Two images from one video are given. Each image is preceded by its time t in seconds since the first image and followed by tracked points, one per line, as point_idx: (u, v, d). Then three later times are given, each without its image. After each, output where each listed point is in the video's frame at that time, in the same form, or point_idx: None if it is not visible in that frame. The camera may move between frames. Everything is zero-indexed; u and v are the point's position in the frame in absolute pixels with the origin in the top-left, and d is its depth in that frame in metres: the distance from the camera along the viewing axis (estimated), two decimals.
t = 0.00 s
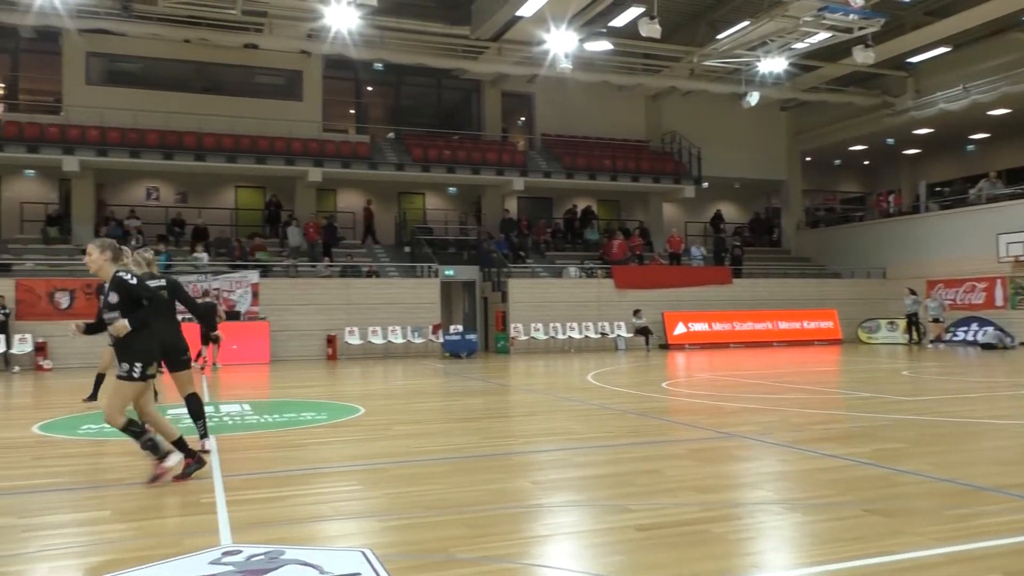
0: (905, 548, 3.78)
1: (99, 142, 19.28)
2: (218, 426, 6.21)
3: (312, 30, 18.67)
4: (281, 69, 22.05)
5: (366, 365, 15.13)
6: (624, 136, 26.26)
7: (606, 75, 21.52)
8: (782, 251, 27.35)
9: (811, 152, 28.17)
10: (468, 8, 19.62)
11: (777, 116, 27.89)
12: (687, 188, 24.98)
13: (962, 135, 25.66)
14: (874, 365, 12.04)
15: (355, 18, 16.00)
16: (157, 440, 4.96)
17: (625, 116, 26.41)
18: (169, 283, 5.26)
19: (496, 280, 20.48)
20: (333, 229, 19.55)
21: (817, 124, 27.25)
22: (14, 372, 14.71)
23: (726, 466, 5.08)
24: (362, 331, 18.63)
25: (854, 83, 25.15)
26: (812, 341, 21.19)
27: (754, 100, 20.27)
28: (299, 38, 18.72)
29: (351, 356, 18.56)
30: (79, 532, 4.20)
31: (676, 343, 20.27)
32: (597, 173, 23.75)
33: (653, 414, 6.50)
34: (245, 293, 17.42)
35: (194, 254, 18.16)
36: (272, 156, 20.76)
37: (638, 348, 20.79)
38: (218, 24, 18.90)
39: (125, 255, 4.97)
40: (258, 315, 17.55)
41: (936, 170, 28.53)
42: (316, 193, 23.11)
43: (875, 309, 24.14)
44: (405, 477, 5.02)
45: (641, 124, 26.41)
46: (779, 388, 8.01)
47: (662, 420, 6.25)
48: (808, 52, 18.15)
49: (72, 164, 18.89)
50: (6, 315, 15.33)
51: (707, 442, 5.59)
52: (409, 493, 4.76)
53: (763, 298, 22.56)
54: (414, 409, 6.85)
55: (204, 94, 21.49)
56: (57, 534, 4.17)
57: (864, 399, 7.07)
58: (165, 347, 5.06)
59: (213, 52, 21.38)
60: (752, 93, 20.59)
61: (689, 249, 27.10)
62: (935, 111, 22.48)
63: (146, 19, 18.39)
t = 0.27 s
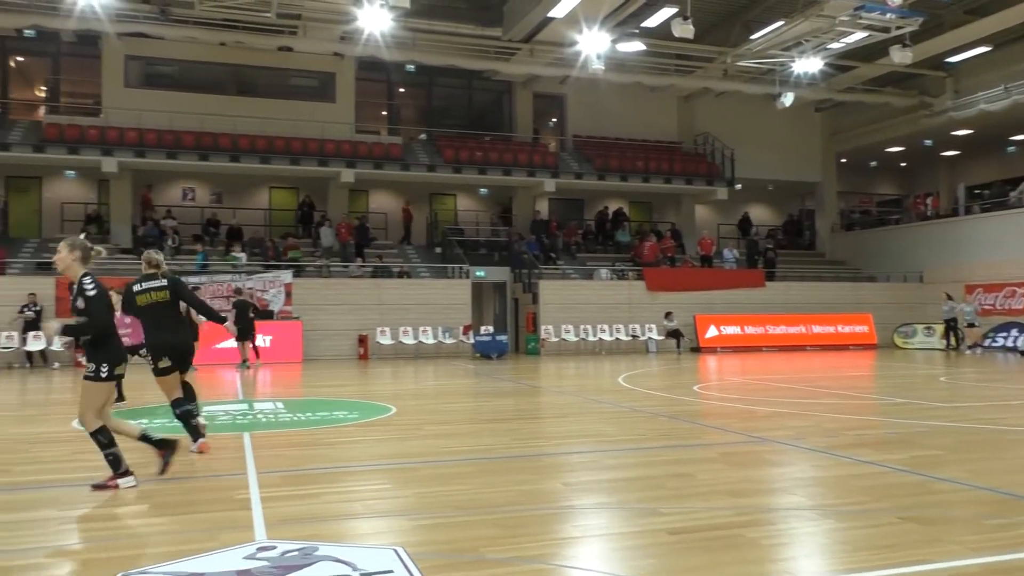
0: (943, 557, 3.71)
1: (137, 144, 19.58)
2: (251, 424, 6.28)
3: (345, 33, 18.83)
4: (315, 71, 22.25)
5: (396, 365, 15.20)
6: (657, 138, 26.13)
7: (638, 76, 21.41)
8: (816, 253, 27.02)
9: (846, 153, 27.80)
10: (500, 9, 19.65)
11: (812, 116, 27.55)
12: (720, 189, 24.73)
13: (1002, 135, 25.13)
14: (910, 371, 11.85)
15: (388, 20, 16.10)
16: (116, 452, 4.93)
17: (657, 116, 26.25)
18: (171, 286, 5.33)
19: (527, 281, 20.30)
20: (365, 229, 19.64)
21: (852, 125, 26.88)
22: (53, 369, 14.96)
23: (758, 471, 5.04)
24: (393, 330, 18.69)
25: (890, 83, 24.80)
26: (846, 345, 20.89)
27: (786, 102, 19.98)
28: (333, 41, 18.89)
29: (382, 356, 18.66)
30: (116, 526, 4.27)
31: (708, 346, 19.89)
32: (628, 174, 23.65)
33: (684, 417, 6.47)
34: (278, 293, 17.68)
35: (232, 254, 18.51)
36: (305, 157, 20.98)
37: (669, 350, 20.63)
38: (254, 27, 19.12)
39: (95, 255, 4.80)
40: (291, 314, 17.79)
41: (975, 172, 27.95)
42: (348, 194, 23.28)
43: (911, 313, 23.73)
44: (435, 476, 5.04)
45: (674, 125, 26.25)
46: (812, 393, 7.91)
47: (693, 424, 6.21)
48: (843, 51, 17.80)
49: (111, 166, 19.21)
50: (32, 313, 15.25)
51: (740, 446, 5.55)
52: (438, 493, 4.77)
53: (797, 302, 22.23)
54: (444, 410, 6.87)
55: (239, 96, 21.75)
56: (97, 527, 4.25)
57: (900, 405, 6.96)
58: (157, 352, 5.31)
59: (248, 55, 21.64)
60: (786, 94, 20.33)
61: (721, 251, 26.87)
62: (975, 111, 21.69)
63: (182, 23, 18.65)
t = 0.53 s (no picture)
0: (987, 564, 3.64)
1: (175, 148, 19.89)
2: (286, 424, 6.37)
3: (379, 36, 18.95)
4: (349, 74, 22.43)
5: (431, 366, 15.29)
6: (692, 138, 26.02)
7: (671, 76, 21.27)
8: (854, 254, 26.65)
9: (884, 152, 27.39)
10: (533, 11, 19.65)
11: (849, 115, 27.20)
12: (754, 190, 24.40)
13: None
14: (951, 374, 11.64)
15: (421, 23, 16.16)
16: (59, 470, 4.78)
17: (690, 116, 26.09)
18: (171, 287, 5.60)
19: (560, 282, 20.51)
20: (399, 230, 19.89)
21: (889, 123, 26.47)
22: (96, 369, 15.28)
23: (794, 475, 4.99)
24: (426, 332, 18.75)
25: (929, 81, 24.41)
26: (885, 347, 20.64)
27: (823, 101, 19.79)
28: (366, 45, 19.03)
29: (415, 357, 18.73)
30: (155, 523, 4.35)
31: (743, 348, 19.91)
32: (662, 175, 23.52)
33: (718, 420, 6.42)
34: (314, 293, 17.81)
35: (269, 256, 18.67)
36: (339, 159, 21.11)
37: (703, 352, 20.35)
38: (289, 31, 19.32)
39: (66, 240, 4.91)
40: (326, 315, 17.89)
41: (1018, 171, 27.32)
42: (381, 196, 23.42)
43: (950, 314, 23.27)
44: (469, 477, 5.06)
45: (707, 125, 26.10)
46: (849, 396, 7.81)
47: (727, 426, 6.17)
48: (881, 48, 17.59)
49: (151, 169, 19.52)
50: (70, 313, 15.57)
51: (775, 449, 5.49)
52: (472, 494, 4.79)
53: (835, 304, 21.84)
54: (476, 411, 6.90)
55: (274, 99, 22.00)
56: (136, 524, 4.33)
57: (940, 409, 6.84)
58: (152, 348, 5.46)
59: (283, 59, 21.90)
60: (822, 93, 20.12)
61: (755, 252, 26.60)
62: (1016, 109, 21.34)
63: (219, 28, 18.90)
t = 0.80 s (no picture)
0: None
1: (222, 152, 20.24)
2: (331, 423, 6.46)
3: (420, 40, 19.05)
4: (391, 77, 22.58)
5: (473, 367, 15.31)
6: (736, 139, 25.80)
7: (714, 75, 20.99)
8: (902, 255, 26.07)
9: (933, 151, 26.77)
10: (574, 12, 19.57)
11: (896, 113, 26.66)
12: (799, 190, 23.82)
13: None
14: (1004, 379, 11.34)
15: (462, 26, 16.41)
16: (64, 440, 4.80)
17: (733, 115, 25.85)
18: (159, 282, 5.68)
19: (601, 284, 20.52)
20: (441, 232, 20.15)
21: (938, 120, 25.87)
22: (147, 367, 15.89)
23: (841, 480, 4.92)
24: (467, 333, 18.81)
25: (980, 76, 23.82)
26: (934, 350, 20.02)
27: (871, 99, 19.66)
28: (408, 48, 19.14)
29: (457, 358, 18.72)
30: (205, 519, 4.45)
31: (787, 351, 19.52)
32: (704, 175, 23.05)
33: (763, 424, 6.36)
34: (356, 295, 18.01)
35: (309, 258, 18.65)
36: (381, 161, 21.21)
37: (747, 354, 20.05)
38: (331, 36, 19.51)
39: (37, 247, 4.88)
40: (369, 316, 18.11)
41: None
42: (423, 198, 23.52)
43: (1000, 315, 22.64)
44: (511, 479, 5.08)
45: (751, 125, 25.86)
46: (897, 400, 7.66)
47: (772, 430, 6.10)
48: (930, 44, 17.33)
49: (198, 173, 19.89)
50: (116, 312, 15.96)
51: (822, 454, 5.42)
52: (514, 495, 4.81)
53: (883, 306, 21.47)
54: (518, 412, 6.92)
55: (318, 103, 22.24)
56: (186, 519, 4.44)
57: (993, 414, 6.68)
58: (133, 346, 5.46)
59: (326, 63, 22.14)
60: (870, 91, 19.91)
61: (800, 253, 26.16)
62: None
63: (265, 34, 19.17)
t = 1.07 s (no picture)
0: None
1: (272, 156, 20.55)
2: (379, 424, 6.54)
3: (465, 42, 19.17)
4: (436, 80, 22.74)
5: (518, 369, 15.30)
6: (785, 138, 25.48)
7: (762, 73, 20.70)
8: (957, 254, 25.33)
9: (991, 147, 25.96)
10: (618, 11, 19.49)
11: (952, 108, 25.95)
12: (850, 188, 23.41)
13: None
14: None
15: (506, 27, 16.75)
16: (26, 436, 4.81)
17: (781, 113, 25.54)
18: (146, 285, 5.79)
19: (647, 286, 20.23)
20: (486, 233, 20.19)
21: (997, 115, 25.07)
22: (199, 367, 16.33)
23: (895, 486, 4.81)
24: (512, 334, 18.82)
25: None
26: (993, 353, 19.26)
27: (923, 95, 19.50)
28: (453, 51, 19.24)
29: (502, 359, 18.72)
30: (257, 517, 4.53)
31: (836, 352, 19.33)
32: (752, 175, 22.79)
33: (814, 427, 6.26)
34: (403, 297, 18.22)
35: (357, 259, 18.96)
36: (426, 164, 21.33)
37: (795, 357, 19.87)
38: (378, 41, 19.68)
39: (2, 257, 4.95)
40: (416, 317, 18.33)
41: None
42: (469, 200, 23.59)
43: None
44: (558, 481, 5.08)
45: (800, 124, 25.58)
46: (954, 404, 7.47)
47: (823, 434, 6.01)
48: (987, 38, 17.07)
49: (249, 177, 20.26)
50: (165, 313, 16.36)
51: (875, 458, 5.32)
52: (560, 497, 4.81)
53: (936, 306, 20.97)
54: (563, 414, 6.92)
55: (365, 107, 22.50)
56: (239, 517, 4.53)
57: None
58: (123, 347, 5.55)
59: (373, 68, 22.39)
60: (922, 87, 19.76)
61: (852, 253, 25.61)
62: None
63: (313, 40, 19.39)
